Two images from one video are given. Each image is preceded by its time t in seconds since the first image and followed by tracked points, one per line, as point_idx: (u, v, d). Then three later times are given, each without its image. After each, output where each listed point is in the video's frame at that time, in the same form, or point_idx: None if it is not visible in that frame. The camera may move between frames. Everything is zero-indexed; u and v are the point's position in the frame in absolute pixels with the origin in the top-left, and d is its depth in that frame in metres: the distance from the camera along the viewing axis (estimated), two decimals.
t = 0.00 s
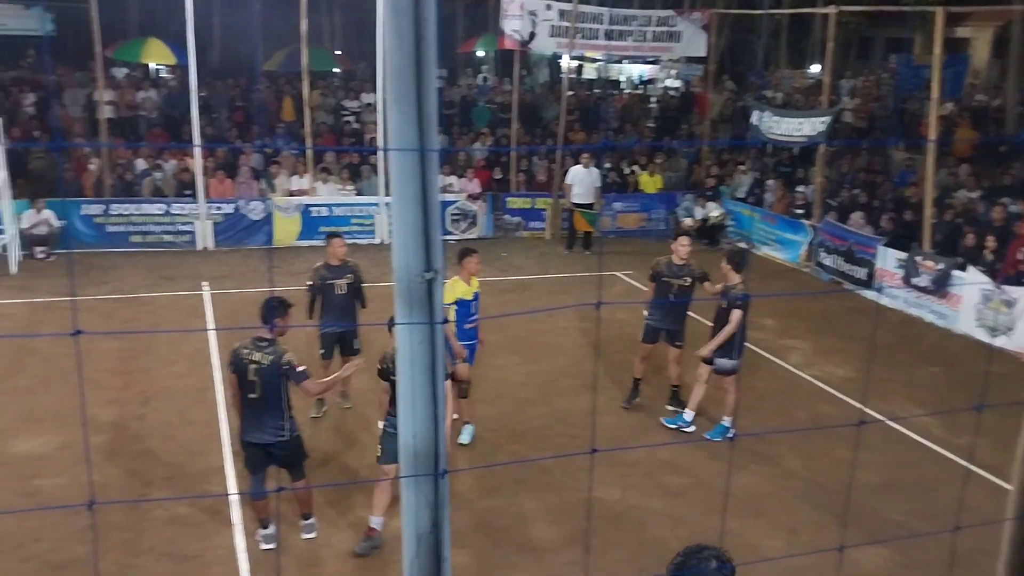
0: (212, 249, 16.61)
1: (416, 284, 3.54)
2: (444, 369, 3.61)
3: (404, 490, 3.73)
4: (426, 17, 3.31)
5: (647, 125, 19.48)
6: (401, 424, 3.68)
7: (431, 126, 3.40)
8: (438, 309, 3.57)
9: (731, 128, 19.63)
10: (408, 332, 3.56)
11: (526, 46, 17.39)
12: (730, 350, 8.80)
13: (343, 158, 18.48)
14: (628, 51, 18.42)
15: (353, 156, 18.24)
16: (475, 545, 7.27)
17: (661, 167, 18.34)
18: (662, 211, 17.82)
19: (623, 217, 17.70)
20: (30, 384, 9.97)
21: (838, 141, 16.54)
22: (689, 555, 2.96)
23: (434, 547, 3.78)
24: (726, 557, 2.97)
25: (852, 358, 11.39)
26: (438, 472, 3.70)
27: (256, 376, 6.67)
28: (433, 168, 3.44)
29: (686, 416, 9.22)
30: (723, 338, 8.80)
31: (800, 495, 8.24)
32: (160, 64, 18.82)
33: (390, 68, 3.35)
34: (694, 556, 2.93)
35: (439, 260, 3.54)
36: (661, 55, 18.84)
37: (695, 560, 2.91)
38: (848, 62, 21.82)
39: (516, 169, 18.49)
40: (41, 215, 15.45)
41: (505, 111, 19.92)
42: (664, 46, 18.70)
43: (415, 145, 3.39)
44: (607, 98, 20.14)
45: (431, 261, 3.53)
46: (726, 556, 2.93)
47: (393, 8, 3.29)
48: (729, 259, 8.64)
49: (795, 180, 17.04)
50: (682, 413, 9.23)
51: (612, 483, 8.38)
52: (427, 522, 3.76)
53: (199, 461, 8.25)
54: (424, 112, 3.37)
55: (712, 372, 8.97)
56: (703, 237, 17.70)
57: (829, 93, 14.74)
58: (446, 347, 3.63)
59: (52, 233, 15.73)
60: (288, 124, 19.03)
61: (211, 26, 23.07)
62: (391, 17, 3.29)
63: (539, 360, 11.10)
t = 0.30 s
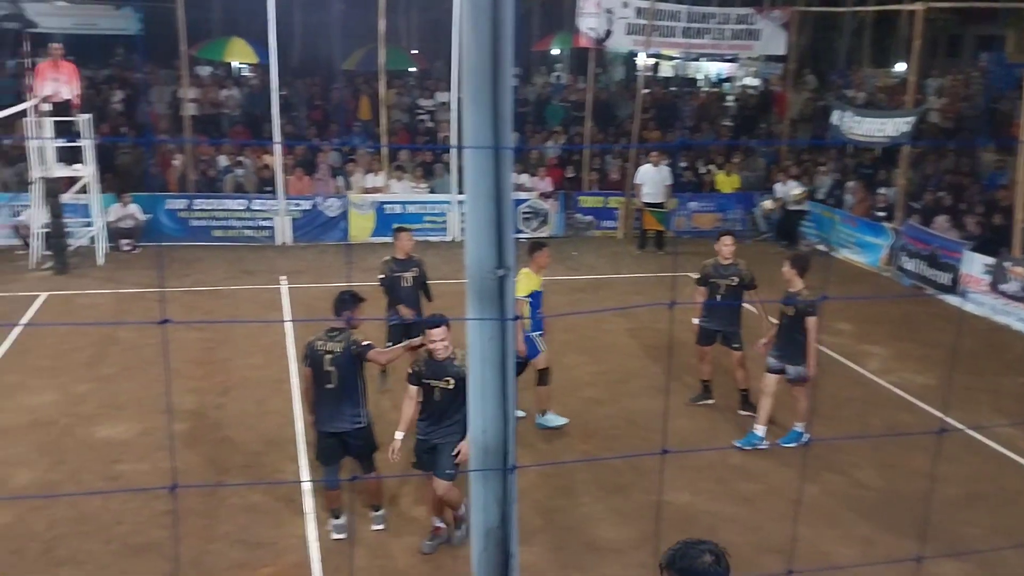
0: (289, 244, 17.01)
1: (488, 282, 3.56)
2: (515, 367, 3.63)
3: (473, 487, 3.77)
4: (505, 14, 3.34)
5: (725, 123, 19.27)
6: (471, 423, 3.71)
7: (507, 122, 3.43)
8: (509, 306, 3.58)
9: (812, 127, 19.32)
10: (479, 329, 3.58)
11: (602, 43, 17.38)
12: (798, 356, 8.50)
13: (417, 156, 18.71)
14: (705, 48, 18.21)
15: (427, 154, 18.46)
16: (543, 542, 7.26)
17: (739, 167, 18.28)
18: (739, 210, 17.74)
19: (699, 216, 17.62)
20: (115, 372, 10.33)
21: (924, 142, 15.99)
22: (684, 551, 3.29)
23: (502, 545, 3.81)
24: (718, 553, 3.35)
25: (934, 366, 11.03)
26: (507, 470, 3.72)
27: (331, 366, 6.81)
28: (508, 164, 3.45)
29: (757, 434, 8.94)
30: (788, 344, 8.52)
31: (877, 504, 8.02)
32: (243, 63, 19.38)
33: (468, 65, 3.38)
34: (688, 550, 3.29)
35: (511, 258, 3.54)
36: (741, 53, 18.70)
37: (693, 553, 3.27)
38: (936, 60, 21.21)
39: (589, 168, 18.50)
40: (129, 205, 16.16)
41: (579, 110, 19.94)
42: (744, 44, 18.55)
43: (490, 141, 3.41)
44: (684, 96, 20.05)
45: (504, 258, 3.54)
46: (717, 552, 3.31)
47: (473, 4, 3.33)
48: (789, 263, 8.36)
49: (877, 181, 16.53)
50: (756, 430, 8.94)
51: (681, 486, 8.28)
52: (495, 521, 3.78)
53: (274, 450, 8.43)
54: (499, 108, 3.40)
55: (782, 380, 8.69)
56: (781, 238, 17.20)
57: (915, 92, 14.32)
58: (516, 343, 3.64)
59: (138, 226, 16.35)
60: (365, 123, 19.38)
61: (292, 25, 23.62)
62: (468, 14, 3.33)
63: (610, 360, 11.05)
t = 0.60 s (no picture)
0: (350, 242, 17.28)
1: (546, 280, 3.68)
2: (572, 365, 3.75)
3: (530, 482, 3.91)
4: (567, 17, 3.43)
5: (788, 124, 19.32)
6: (528, 420, 3.86)
7: (567, 123, 3.52)
8: (567, 305, 3.69)
9: (880, 128, 18.96)
10: (537, 326, 3.71)
11: (665, 42, 17.42)
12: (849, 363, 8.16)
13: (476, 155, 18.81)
14: (770, 48, 18.18)
15: (486, 154, 18.52)
16: (599, 544, 7.19)
17: (803, 168, 18.05)
18: (803, 212, 17.53)
19: (761, 218, 17.50)
20: (182, 364, 10.59)
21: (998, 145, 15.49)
22: (669, 536, 3.48)
23: (557, 540, 3.95)
24: (701, 548, 3.48)
25: (1006, 376, 10.67)
26: (564, 467, 3.84)
27: (386, 361, 6.84)
28: (567, 164, 3.56)
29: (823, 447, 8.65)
30: (834, 353, 8.21)
31: (944, 515, 7.78)
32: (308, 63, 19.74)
33: (529, 67, 3.48)
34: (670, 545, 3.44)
35: (569, 257, 3.66)
36: (807, 53, 18.48)
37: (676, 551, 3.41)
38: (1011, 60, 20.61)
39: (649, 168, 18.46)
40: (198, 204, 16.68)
41: (641, 109, 19.89)
42: (810, 44, 18.33)
43: (549, 141, 3.52)
44: (749, 96, 19.90)
45: (562, 257, 3.65)
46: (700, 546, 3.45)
47: (535, 7, 3.42)
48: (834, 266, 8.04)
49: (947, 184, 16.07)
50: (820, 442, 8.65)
51: (740, 492, 8.13)
52: (551, 517, 3.94)
53: (333, 444, 8.52)
54: (560, 109, 3.50)
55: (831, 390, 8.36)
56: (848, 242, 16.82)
57: (989, 94, 13.98)
58: (574, 342, 3.74)
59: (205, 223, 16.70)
60: (425, 122, 19.60)
61: (356, 25, 23.98)
62: (531, 17, 3.44)
63: (668, 363, 10.95)
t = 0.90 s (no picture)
0: (391, 241, 17.46)
1: (588, 280, 3.64)
2: (614, 365, 3.70)
3: (569, 483, 3.86)
4: (613, 15, 3.40)
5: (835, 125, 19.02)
6: (568, 420, 3.82)
7: (612, 121, 3.49)
8: (609, 306, 3.64)
9: (930, 129, 18.63)
10: (578, 325, 3.67)
11: (710, 43, 17.32)
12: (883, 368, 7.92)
13: (518, 155, 18.82)
14: (818, 49, 18.00)
15: (528, 153, 18.51)
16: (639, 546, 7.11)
17: (850, 170, 17.79)
18: (849, 213, 17.40)
19: (806, 219, 17.37)
20: (227, 360, 10.75)
21: None
22: (629, 527, 3.66)
23: (596, 543, 3.90)
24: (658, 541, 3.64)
25: None
26: (604, 468, 3.79)
27: (426, 359, 6.86)
28: (611, 162, 3.51)
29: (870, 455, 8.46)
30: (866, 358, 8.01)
31: (993, 527, 7.56)
32: (353, 63, 19.94)
33: (575, 65, 3.46)
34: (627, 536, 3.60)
35: (612, 257, 3.62)
36: (856, 53, 18.20)
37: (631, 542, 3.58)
38: None
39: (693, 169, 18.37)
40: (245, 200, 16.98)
41: (686, 109, 19.81)
42: (859, 44, 18.04)
43: (594, 139, 3.48)
44: (795, 96, 19.71)
45: (604, 257, 3.62)
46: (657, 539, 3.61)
47: (582, 4, 3.40)
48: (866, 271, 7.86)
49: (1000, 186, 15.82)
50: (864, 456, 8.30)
51: (782, 497, 7.99)
52: (591, 518, 3.89)
53: (374, 442, 8.56)
54: (605, 106, 3.46)
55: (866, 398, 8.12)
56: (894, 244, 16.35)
57: None
58: (616, 342, 3.69)
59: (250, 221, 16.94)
60: (468, 122, 19.71)
61: (401, 26, 24.20)
62: (578, 15, 3.41)
63: (710, 365, 10.85)
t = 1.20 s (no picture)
0: (422, 240, 17.57)
1: (619, 280, 3.63)
2: (644, 365, 3.69)
3: (599, 483, 3.85)
4: (645, 15, 3.38)
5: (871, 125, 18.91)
6: (598, 420, 3.81)
7: (644, 122, 3.47)
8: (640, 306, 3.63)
9: (968, 130, 18.36)
10: (609, 325, 3.66)
11: (744, 42, 17.26)
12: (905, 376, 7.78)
13: (550, 154, 18.82)
14: (853, 48, 17.84)
15: (559, 153, 18.49)
16: (666, 548, 7.06)
17: (885, 171, 17.56)
18: (884, 216, 17.18)
19: (840, 221, 17.25)
20: (260, 356, 10.86)
21: None
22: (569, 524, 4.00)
23: (625, 544, 3.88)
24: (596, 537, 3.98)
25: None
26: (634, 469, 3.78)
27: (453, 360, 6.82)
28: (643, 162, 3.50)
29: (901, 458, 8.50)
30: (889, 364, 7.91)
31: None
32: (386, 63, 20.06)
33: (607, 66, 3.44)
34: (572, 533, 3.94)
35: (643, 257, 3.60)
36: (892, 53, 17.98)
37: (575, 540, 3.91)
38: None
39: (726, 170, 18.29)
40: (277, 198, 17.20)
41: (719, 109, 19.74)
42: (895, 43, 17.80)
43: (626, 139, 3.47)
44: (830, 96, 19.54)
45: (636, 257, 3.60)
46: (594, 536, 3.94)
47: (613, 4, 3.39)
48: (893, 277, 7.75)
49: None
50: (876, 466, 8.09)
51: (814, 500, 7.89)
52: (620, 518, 3.87)
53: (404, 440, 8.59)
54: (637, 105, 3.45)
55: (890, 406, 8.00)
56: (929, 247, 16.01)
57: None
58: (646, 342, 3.68)
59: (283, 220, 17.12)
60: (499, 122, 19.76)
61: (434, 25, 24.32)
62: (610, 14, 3.40)
63: (741, 368, 10.77)
